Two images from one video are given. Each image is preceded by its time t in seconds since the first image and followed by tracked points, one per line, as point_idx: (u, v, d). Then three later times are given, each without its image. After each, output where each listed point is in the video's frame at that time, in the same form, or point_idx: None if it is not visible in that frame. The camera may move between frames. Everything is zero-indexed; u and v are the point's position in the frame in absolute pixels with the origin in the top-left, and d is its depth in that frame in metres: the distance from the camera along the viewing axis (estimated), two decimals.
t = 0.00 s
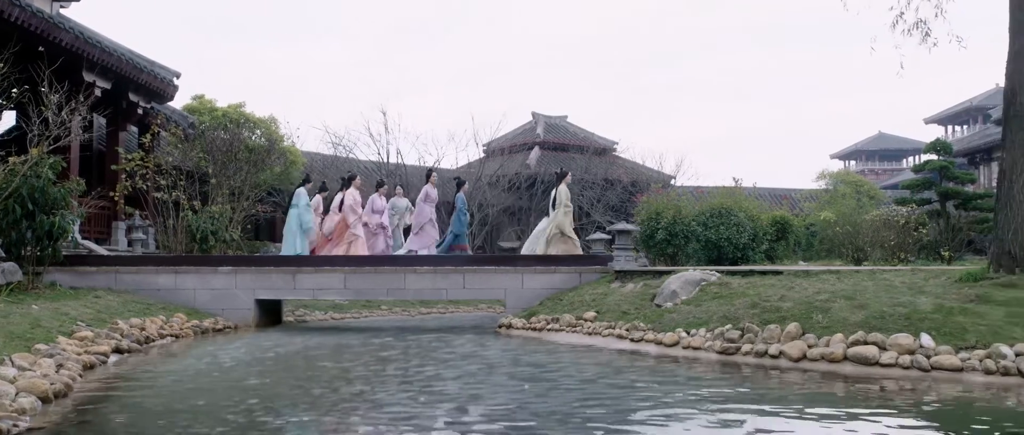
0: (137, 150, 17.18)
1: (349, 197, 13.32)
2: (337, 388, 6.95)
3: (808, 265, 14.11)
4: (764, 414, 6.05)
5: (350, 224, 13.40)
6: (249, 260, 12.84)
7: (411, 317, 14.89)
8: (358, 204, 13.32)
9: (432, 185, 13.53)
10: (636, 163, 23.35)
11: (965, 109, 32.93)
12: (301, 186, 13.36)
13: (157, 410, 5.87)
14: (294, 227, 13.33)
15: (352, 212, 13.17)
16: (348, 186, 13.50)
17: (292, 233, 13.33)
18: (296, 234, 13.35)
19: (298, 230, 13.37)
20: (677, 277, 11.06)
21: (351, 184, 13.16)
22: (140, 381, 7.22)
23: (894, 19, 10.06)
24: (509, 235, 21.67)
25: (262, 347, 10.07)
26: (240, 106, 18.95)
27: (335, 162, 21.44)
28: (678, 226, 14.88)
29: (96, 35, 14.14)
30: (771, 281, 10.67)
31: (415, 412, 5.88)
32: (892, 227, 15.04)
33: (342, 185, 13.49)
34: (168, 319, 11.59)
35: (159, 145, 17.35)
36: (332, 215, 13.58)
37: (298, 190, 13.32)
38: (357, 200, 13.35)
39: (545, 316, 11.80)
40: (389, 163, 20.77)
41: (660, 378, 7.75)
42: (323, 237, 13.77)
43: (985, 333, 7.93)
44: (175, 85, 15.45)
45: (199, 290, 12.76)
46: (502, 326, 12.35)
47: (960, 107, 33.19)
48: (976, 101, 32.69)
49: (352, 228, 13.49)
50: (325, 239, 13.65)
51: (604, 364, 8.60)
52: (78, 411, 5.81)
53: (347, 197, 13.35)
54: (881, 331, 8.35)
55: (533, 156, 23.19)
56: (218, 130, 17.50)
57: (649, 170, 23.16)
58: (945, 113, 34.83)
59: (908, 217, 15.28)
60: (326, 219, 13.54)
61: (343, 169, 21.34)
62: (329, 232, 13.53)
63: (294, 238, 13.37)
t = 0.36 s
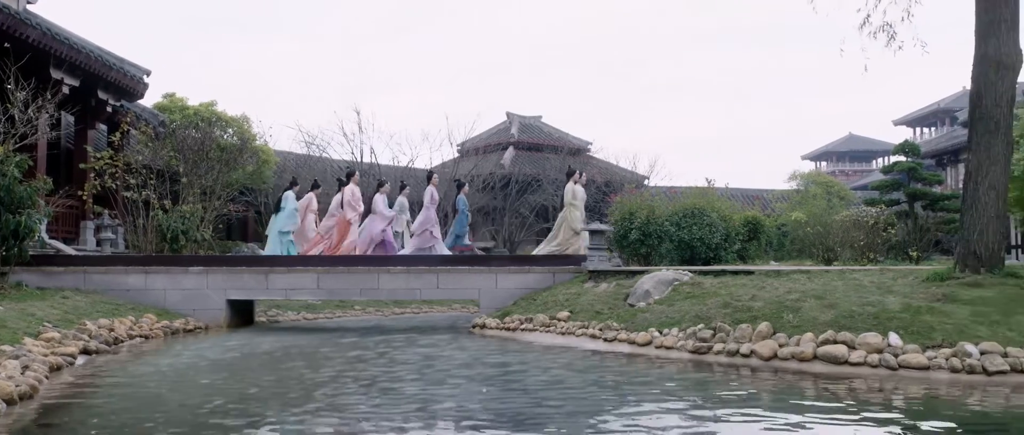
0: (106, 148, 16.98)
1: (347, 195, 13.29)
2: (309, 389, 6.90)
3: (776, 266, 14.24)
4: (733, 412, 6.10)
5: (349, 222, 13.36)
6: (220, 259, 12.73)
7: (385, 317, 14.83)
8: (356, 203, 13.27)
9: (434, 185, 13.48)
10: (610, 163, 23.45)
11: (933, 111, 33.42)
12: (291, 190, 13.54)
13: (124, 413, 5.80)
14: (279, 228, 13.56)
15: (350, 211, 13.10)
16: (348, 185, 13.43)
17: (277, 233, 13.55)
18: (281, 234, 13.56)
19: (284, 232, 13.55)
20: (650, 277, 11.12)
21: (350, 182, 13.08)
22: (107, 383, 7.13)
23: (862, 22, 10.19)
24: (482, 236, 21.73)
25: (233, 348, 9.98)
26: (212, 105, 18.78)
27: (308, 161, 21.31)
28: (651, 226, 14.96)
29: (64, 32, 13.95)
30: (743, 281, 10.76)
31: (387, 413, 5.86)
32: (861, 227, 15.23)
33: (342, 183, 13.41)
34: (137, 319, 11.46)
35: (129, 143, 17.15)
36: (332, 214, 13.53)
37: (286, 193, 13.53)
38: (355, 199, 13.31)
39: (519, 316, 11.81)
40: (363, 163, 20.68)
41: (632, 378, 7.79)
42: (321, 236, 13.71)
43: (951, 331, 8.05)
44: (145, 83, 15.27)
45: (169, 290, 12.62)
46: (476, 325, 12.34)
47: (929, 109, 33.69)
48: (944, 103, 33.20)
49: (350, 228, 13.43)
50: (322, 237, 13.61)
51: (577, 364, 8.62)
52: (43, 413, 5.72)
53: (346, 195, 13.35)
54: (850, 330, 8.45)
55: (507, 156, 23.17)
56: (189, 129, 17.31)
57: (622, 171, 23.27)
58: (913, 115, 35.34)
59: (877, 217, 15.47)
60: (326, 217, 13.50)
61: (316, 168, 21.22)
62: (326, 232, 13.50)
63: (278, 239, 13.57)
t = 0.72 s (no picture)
0: (70, 146, 16.72)
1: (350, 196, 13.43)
2: (277, 390, 6.84)
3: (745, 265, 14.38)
4: (700, 411, 6.14)
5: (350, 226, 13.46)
6: (187, 259, 12.60)
7: (355, 317, 14.76)
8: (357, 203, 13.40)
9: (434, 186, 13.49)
10: (580, 163, 23.61)
11: (897, 114, 33.98)
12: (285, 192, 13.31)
13: (87, 416, 5.71)
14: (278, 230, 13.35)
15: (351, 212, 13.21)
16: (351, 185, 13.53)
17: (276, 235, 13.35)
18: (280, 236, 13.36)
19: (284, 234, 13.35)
20: (619, 277, 11.17)
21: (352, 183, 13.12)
22: (69, 385, 7.01)
23: (828, 25, 10.32)
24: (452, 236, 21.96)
25: (198, 348, 9.87)
26: (179, 103, 18.58)
27: (277, 160, 21.16)
28: (621, 226, 15.09)
29: (26, 28, 13.71)
30: (711, 281, 10.84)
31: (355, 414, 5.83)
32: (827, 227, 15.44)
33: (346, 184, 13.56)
34: (101, 320, 11.30)
35: (93, 141, 16.90)
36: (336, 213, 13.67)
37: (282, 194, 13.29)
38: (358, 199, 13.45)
39: (488, 315, 11.81)
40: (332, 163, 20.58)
41: (602, 377, 7.82)
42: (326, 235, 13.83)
43: (914, 330, 8.18)
44: (110, 80, 15.06)
45: (135, 290, 12.46)
46: (446, 325, 12.32)
47: (893, 111, 34.25)
48: (908, 106, 33.76)
49: (353, 228, 13.55)
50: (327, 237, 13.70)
51: (547, 364, 8.64)
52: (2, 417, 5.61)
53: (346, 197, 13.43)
54: (816, 329, 8.55)
55: (477, 156, 23.22)
56: (155, 126, 17.09)
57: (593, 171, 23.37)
58: (878, 117, 35.91)
59: (843, 218, 15.65)
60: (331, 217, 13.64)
61: (285, 168, 21.08)
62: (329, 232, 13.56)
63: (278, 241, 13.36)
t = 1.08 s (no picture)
0: (31, 143, 16.43)
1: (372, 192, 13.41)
2: (241, 392, 6.77)
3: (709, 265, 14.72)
4: (666, 410, 6.18)
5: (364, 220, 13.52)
6: (151, 259, 12.44)
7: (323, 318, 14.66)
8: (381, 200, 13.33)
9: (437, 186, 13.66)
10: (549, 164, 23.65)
11: (861, 116, 34.49)
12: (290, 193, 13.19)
13: (46, 419, 5.61)
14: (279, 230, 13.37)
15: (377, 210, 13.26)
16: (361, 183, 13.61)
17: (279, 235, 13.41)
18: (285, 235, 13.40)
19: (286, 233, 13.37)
20: (587, 277, 11.22)
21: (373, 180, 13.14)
22: (28, 388, 6.88)
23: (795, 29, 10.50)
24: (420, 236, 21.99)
25: (162, 349, 9.74)
26: (143, 100, 18.32)
27: (244, 159, 20.97)
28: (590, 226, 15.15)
29: None
30: (678, 280, 10.92)
31: (320, 416, 5.78)
32: (792, 227, 15.64)
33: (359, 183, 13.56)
34: (62, 320, 11.11)
35: (55, 139, 16.62)
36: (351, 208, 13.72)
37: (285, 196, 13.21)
38: (380, 196, 13.39)
39: (457, 315, 11.79)
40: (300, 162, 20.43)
41: (569, 377, 7.85)
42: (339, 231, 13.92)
43: (876, 329, 8.31)
44: (72, 77, 14.81)
45: (98, 290, 12.27)
46: (414, 325, 12.28)
47: (857, 113, 34.76)
48: (871, 108, 34.28)
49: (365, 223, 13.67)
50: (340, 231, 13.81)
51: (515, 363, 8.65)
52: None
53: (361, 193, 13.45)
54: (781, 328, 8.65)
55: (446, 156, 23.20)
56: (118, 124, 16.84)
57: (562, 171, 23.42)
58: (842, 119, 36.43)
59: (808, 218, 15.85)
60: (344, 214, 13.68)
61: (253, 167, 20.90)
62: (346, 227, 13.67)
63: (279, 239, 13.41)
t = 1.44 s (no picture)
0: None
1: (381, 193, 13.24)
2: (200, 392, 6.69)
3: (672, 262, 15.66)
4: (629, 408, 6.23)
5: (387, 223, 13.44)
6: (111, 258, 12.24)
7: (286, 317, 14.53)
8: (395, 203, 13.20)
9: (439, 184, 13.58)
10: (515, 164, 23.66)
11: (822, 118, 35.01)
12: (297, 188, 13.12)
13: None
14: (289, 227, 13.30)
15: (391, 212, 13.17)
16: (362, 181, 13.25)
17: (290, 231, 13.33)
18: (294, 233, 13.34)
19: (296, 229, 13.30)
20: (552, 276, 11.25)
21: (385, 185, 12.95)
22: None
23: (759, 33, 10.95)
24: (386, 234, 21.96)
25: (120, 349, 9.59)
26: (102, 97, 18.02)
27: (206, 158, 20.73)
28: (555, 226, 15.14)
29: None
30: (642, 280, 11.00)
31: (281, 415, 5.73)
32: (756, 227, 15.86)
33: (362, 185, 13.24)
34: (17, 321, 10.89)
35: (11, 136, 16.30)
36: (356, 206, 13.50)
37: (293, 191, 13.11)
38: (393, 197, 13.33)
39: (422, 315, 11.76)
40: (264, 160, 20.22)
41: (533, 375, 7.86)
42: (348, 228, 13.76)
43: (835, 327, 8.43)
44: (28, 73, 14.52)
45: (55, 290, 12.05)
46: (379, 325, 12.22)
47: (818, 115, 35.28)
48: (832, 110, 34.80)
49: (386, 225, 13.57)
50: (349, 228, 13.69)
51: (479, 363, 8.64)
52: None
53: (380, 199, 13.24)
54: (743, 327, 8.75)
55: (412, 154, 23.10)
56: (76, 121, 16.55)
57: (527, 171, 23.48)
58: (804, 120, 36.95)
59: (771, 218, 16.13)
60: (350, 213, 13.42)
61: (215, 165, 20.66)
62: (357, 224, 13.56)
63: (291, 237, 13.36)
